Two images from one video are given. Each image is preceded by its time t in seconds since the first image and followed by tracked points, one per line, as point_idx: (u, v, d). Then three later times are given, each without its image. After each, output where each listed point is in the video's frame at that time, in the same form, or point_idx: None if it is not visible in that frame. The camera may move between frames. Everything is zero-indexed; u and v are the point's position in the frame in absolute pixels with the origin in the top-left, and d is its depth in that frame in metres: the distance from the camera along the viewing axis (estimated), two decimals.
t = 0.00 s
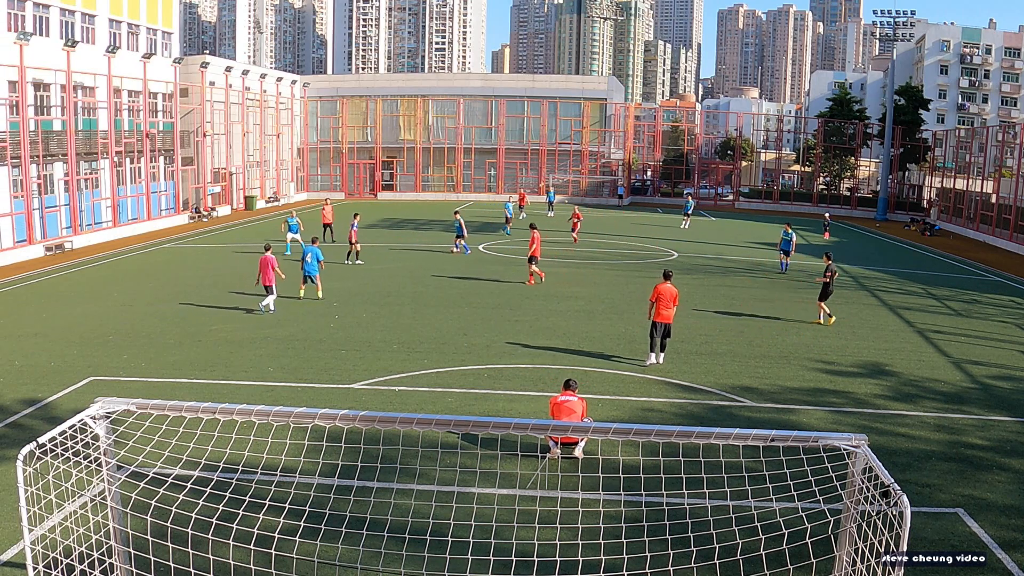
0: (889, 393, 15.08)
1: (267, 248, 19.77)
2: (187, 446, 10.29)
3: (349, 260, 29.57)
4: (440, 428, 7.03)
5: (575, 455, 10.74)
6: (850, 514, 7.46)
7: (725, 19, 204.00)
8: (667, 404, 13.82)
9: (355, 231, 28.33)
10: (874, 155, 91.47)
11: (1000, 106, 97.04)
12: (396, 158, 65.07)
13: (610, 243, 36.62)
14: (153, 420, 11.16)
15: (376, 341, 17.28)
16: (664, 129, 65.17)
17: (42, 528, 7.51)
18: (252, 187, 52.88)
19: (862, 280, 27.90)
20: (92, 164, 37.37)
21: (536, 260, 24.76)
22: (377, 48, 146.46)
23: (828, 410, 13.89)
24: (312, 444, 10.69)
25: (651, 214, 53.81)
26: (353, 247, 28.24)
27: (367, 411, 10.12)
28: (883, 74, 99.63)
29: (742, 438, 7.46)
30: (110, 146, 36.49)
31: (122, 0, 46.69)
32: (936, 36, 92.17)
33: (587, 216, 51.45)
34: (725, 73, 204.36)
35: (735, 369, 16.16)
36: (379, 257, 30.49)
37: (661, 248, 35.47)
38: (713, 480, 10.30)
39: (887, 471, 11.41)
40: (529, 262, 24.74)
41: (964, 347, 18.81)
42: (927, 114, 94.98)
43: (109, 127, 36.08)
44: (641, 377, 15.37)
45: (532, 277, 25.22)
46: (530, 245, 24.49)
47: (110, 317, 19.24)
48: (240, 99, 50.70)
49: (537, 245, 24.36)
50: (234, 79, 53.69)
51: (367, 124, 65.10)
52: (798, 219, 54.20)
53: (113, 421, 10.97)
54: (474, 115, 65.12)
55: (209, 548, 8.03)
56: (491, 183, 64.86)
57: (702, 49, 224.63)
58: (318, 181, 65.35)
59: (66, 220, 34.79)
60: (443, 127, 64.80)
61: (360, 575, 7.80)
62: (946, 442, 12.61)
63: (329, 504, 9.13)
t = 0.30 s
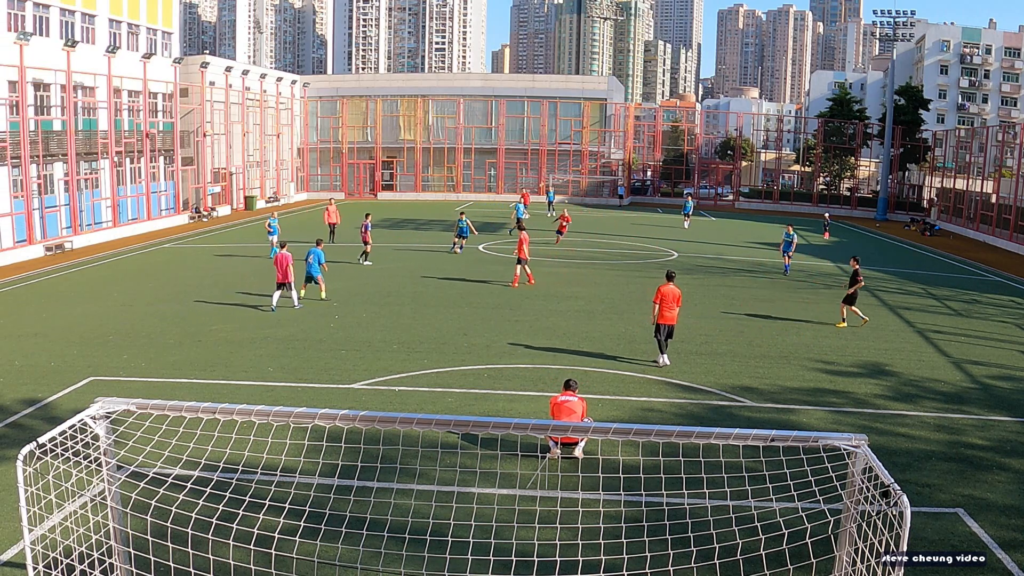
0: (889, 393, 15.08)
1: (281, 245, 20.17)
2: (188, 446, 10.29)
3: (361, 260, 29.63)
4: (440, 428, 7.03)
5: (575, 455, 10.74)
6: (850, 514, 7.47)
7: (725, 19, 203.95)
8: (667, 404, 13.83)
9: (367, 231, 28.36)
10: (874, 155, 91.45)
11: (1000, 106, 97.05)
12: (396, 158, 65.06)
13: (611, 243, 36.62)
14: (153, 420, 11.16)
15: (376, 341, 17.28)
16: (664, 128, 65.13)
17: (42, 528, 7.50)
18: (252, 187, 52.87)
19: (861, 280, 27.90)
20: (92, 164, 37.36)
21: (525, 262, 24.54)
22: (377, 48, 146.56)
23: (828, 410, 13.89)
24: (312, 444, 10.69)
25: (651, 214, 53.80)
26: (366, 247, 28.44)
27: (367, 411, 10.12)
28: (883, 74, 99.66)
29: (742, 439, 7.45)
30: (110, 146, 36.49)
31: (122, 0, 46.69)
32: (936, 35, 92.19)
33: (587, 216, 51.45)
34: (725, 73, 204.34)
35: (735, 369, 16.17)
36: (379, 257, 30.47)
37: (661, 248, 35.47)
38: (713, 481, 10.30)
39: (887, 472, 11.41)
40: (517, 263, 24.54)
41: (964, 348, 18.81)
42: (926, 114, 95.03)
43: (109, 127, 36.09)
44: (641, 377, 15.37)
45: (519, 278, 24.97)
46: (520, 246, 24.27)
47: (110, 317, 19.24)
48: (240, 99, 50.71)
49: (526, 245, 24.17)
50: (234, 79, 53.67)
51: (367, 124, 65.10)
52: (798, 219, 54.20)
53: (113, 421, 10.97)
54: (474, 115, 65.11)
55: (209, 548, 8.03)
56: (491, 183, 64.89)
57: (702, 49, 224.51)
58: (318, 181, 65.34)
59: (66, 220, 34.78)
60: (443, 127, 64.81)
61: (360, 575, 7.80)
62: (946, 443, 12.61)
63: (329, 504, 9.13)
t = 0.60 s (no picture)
0: (889, 393, 15.08)
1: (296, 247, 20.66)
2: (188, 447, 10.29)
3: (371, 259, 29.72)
4: (440, 428, 7.03)
5: (575, 455, 10.74)
6: (850, 514, 7.47)
7: (725, 19, 203.93)
8: (667, 404, 13.83)
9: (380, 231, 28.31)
10: (874, 155, 91.41)
11: (1000, 106, 97.04)
12: (396, 157, 65.10)
13: (610, 243, 36.64)
14: (153, 420, 11.15)
15: (376, 340, 17.29)
16: (664, 128, 65.13)
17: (42, 528, 7.50)
18: (252, 187, 52.90)
19: (861, 280, 27.90)
20: (92, 164, 37.37)
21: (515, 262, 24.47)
22: (378, 48, 146.70)
23: (828, 410, 13.90)
24: (313, 444, 10.69)
25: (652, 214, 53.81)
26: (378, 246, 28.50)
27: (367, 411, 10.12)
28: (883, 74, 99.70)
29: (742, 438, 7.44)
30: (111, 146, 36.50)
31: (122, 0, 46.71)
32: (936, 36, 92.24)
33: (587, 216, 51.47)
34: (725, 73, 204.36)
35: (735, 369, 16.17)
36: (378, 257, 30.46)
37: (661, 247, 35.47)
38: (713, 480, 10.30)
39: (887, 471, 11.41)
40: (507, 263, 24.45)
41: (963, 347, 18.82)
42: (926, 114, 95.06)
43: (109, 127, 36.09)
44: (640, 377, 15.38)
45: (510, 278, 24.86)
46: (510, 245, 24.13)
47: (110, 317, 19.24)
48: (239, 99, 50.73)
49: (516, 245, 24.08)
50: (234, 79, 53.69)
51: (367, 124, 65.09)
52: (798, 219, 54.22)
53: (114, 421, 10.96)
54: (474, 115, 65.12)
55: (209, 548, 8.03)
56: (491, 183, 64.91)
57: (702, 49, 224.49)
58: (318, 181, 65.33)
59: (66, 220, 34.79)
60: (443, 127, 64.84)
61: (361, 574, 7.79)
62: (946, 442, 12.61)
63: (329, 504, 9.13)
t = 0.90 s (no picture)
0: (889, 393, 15.08)
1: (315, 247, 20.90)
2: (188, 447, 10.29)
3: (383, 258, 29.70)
4: (440, 428, 7.03)
5: (575, 455, 10.74)
6: (850, 514, 7.47)
7: (725, 19, 203.88)
8: (667, 404, 13.83)
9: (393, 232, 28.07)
10: (874, 155, 91.38)
11: (1000, 106, 96.97)
12: (396, 157, 65.15)
13: (610, 243, 36.67)
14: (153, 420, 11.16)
15: (376, 340, 17.29)
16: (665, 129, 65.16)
17: (42, 528, 7.50)
18: (252, 187, 52.93)
19: (861, 279, 27.92)
20: (92, 165, 37.34)
21: (506, 260, 24.34)
22: (378, 49, 146.83)
23: (828, 410, 13.90)
24: (313, 444, 10.69)
25: (651, 214, 53.84)
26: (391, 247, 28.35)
27: (367, 411, 10.12)
28: (883, 74, 99.70)
29: (743, 440, 7.42)
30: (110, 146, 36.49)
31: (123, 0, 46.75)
32: (935, 35, 92.24)
33: (587, 216, 51.50)
34: (725, 73, 204.35)
35: (735, 369, 16.17)
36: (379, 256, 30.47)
37: (661, 247, 35.49)
38: (712, 480, 10.31)
39: (887, 471, 11.42)
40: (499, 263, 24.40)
41: (963, 347, 18.82)
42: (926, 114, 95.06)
43: (109, 127, 36.10)
44: (641, 377, 15.38)
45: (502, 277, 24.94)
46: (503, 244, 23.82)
47: (110, 317, 19.23)
48: (239, 99, 50.74)
49: (509, 244, 23.79)
50: (234, 79, 53.72)
51: (367, 125, 65.10)
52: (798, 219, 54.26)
53: (114, 421, 10.96)
54: (474, 115, 65.15)
55: (209, 548, 8.03)
56: (491, 183, 64.92)
57: (702, 49, 224.48)
58: (318, 181, 65.31)
59: (66, 220, 34.79)
60: (443, 127, 64.88)
61: (360, 575, 7.79)
62: (946, 442, 12.62)
63: (329, 504, 9.13)
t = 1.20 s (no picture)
0: (889, 393, 15.09)
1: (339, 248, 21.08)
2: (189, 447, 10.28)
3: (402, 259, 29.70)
4: (440, 428, 7.02)
5: (574, 455, 10.75)
6: (850, 514, 7.46)
7: (725, 19, 203.84)
8: (667, 404, 13.83)
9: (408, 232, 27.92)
10: (874, 154, 91.41)
11: (1000, 106, 96.88)
12: (396, 157, 65.20)
13: (610, 243, 36.68)
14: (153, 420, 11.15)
15: (377, 340, 17.29)
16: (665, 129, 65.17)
17: (42, 529, 7.49)
18: (253, 187, 52.95)
19: (862, 279, 27.93)
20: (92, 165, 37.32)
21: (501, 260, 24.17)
22: (378, 49, 146.96)
23: (828, 410, 13.90)
24: (313, 444, 10.69)
25: (651, 214, 53.88)
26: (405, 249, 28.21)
27: (367, 411, 10.11)
28: (883, 74, 99.72)
29: (743, 439, 7.41)
30: (110, 146, 36.51)
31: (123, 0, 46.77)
32: (935, 35, 92.30)
33: (587, 216, 51.57)
34: (725, 73, 204.38)
35: (735, 369, 16.18)
36: (379, 257, 30.49)
37: (661, 247, 35.51)
38: (713, 480, 10.31)
39: (888, 471, 11.42)
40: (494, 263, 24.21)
41: (964, 348, 18.81)
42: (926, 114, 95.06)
43: (109, 127, 36.10)
44: (640, 377, 15.38)
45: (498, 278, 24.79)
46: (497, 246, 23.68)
47: (110, 317, 19.23)
48: (239, 99, 50.72)
49: (502, 244, 23.67)
50: (234, 79, 53.70)
51: (367, 125, 65.11)
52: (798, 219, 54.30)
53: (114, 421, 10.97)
54: (475, 115, 65.18)
55: (209, 548, 8.03)
56: (491, 183, 64.84)
57: (702, 50, 224.50)
58: (318, 181, 65.23)
59: (66, 220, 34.80)
60: (443, 127, 64.93)
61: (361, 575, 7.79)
62: (946, 442, 12.62)
63: (329, 504, 9.14)
